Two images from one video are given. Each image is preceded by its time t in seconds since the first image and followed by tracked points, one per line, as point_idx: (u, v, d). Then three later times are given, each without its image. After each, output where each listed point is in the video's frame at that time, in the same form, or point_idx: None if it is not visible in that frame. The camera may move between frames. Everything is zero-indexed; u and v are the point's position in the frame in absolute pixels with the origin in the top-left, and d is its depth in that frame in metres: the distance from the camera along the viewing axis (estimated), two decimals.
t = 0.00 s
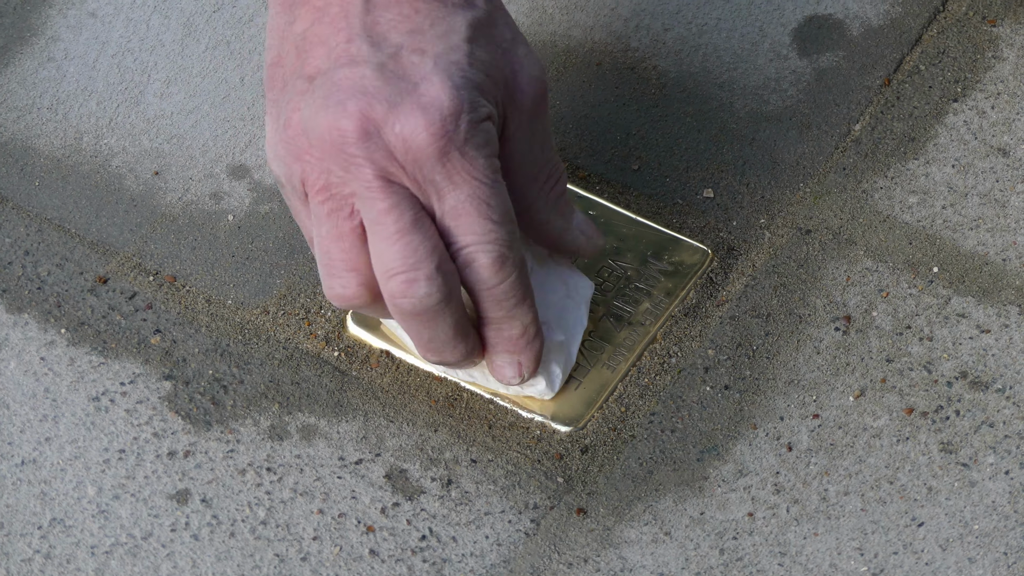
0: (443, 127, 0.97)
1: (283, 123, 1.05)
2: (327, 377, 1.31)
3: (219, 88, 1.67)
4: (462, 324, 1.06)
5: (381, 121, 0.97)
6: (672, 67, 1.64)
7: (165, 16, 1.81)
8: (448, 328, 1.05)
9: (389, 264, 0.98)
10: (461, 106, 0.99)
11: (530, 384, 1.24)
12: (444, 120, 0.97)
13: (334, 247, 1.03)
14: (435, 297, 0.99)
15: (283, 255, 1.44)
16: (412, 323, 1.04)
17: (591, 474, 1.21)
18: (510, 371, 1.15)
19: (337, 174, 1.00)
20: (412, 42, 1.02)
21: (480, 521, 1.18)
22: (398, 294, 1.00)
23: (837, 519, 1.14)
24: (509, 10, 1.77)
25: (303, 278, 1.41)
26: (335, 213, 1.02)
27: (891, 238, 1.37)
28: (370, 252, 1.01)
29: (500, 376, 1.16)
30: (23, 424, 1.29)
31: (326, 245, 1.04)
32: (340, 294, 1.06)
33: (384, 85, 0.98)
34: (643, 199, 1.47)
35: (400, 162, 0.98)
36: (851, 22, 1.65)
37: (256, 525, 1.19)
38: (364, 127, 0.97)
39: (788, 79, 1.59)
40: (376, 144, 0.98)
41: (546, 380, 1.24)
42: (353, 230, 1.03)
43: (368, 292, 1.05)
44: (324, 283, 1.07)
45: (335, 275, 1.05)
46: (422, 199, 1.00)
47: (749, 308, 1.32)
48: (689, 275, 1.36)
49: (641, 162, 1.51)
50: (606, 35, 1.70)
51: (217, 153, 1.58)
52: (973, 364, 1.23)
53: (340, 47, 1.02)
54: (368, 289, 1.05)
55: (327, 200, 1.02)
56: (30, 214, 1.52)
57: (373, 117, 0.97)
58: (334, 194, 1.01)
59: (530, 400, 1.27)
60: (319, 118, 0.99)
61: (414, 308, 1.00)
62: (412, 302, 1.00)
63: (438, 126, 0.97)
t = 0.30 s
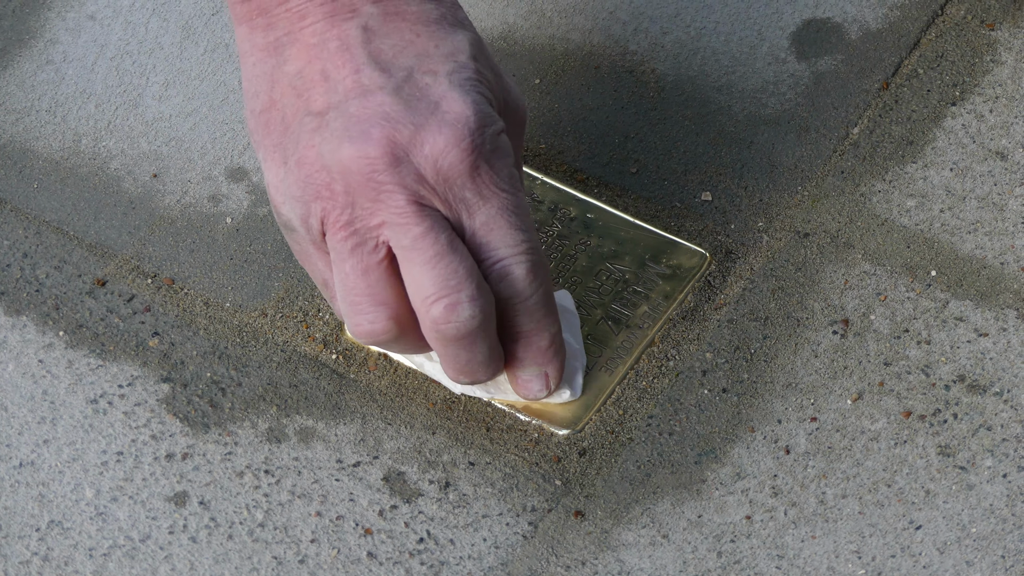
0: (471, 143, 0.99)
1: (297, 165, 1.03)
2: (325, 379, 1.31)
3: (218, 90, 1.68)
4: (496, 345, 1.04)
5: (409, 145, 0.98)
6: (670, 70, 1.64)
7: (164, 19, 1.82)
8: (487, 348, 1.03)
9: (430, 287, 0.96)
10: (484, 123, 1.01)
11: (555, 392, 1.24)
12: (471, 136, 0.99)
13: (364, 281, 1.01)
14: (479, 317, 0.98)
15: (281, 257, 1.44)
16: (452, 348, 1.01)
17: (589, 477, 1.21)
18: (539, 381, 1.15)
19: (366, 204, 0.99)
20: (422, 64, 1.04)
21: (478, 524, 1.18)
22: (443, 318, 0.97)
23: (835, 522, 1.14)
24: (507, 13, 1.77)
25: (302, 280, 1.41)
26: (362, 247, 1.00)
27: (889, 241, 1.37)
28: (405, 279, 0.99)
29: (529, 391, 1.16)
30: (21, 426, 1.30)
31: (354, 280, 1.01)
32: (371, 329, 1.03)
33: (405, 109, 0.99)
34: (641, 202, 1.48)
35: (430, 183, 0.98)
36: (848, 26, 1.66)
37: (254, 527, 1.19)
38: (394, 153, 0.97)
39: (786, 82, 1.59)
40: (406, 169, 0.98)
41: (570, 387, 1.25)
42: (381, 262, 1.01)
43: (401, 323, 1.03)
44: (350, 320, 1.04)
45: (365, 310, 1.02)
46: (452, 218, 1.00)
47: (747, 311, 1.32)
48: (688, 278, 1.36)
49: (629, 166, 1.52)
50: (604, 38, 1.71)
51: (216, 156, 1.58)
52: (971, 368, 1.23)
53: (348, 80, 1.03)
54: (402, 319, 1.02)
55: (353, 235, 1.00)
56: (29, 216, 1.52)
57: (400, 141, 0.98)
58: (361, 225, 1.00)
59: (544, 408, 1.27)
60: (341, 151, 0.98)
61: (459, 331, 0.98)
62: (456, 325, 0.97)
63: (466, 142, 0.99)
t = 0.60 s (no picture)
0: (531, 132, 1.01)
1: (361, 159, 1.06)
2: (325, 381, 1.31)
3: (218, 92, 1.68)
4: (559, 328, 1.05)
5: (470, 134, 1.00)
6: (670, 72, 1.65)
7: (163, 21, 1.82)
8: (550, 334, 1.04)
9: (494, 276, 0.98)
10: (544, 111, 1.03)
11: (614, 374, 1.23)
12: (532, 124, 1.01)
13: (429, 272, 1.02)
14: (543, 304, 0.99)
15: (281, 259, 1.44)
16: (516, 335, 1.02)
17: (589, 479, 1.21)
18: (599, 366, 1.15)
19: (429, 194, 1.01)
20: (481, 55, 1.07)
21: (478, 526, 1.18)
22: (506, 306, 0.98)
23: (834, 524, 1.14)
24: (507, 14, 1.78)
25: (301, 282, 1.42)
26: (427, 237, 1.02)
27: (888, 243, 1.37)
28: (470, 269, 1.01)
29: (588, 372, 1.16)
30: (21, 427, 1.29)
31: (419, 271, 1.03)
32: (437, 319, 1.04)
33: (467, 100, 1.02)
34: (641, 204, 1.48)
35: (492, 172, 1.00)
36: (848, 27, 1.66)
37: (253, 528, 1.19)
38: (456, 143, 1.00)
39: (786, 84, 1.59)
40: (469, 158, 1.00)
41: (629, 369, 1.23)
42: (446, 251, 1.03)
43: (468, 314, 1.04)
44: (419, 310, 1.06)
45: (431, 301, 1.03)
46: (514, 206, 1.02)
47: (747, 313, 1.32)
48: (687, 280, 1.36)
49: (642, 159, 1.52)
50: (604, 40, 1.71)
51: (215, 157, 1.59)
52: (971, 369, 1.23)
53: (408, 73, 1.07)
54: (469, 308, 1.03)
55: (417, 226, 1.03)
56: (28, 217, 1.52)
57: (463, 132, 1.00)
58: (426, 217, 1.02)
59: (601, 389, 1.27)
60: (404, 143, 1.02)
61: (522, 318, 0.99)
62: (520, 313, 0.98)
63: (528, 131, 1.01)
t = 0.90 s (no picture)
0: (586, 51, 1.08)
1: (420, 101, 1.13)
2: (325, 382, 1.31)
3: (217, 94, 1.68)
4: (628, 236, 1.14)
5: (529, 61, 1.07)
6: (670, 73, 1.65)
7: (163, 22, 1.82)
8: (622, 244, 1.12)
9: (567, 195, 1.06)
10: (594, 28, 1.10)
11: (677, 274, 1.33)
12: (586, 42, 1.08)
13: (503, 199, 1.11)
14: (617, 215, 1.07)
15: (281, 260, 1.44)
16: (592, 249, 1.11)
17: (588, 480, 1.21)
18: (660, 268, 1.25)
19: (495, 125, 1.08)
20: None
21: (478, 527, 1.18)
22: (584, 221, 1.06)
23: (834, 525, 1.13)
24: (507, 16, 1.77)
25: (302, 283, 1.42)
26: (497, 166, 1.10)
27: (888, 244, 1.37)
28: (542, 191, 1.09)
29: (654, 274, 1.26)
30: (21, 429, 1.29)
31: (493, 200, 1.11)
32: (516, 244, 1.14)
33: (520, 28, 1.08)
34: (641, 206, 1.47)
35: (553, 94, 1.08)
36: (848, 29, 1.66)
37: (253, 530, 1.19)
38: (518, 71, 1.07)
39: (786, 85, 1.59)
40: (530, 85, 1.07)
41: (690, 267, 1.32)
42: (515, 176, 1.11)
43: (543, 233, 1.13)
44: (495, 239, 1.15)
45: (509, 227, 1.12)
46: (577, 124, 1.10)
47: (747, 314, 1.32)
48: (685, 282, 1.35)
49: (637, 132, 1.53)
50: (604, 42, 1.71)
51: (215, 158, 1.59)
52: (971, 371, 1.23)
53: (454, 11, 1.11)
54: (545, 228, 1.13)
55: (485, 157, 1.10)
56: (28, 219, 1.52)
57: (522, 61, 1.07)
58: (492, 147, 1.10)
59: (666, 291, 1.35)
60: (465, 79, 1.08)
61: (600, 232, 1.07)
62: (597, 227, 1.07)
63: (583, 48, 1.08)
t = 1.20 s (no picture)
0: (476, 18, 1.07)
1: (311, 72, 1.10)
2: (323, 382, 1.31)
3: (216, 93, 1.68)
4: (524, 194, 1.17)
5: (419, 30, 1.05)
6: (668, 73, 1.65)
7: (162, 22, 1.82)
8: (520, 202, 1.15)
9: (467, 157, 1.07)
10: None
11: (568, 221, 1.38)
12: (475, 8, 1.08)
13: (402, 168, 1.09)
14: (515, 171, 1.10)
15: (280, 260, 1.44)
16: (495, 208, 1.13)
17: (587, 479, 1.21)
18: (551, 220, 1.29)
19: (386, 95, 1.07)
20: None
21: (476, 526, 1.18)
22: (485, 180, 1.08)
23: (833, 525, 1.14)
24: (507, 15, 1.77)
25: (300, 282, 1.42)
26: (393, 134, 1.09)
27: (887, 244, 1.37)
28: (441, 155, 1.09)
29: (546, 224, 1.30)
30: (19, 428, 1.29)
31: (391, 169, 1.10)
32: (419, 212, 1.11)
33: None
34: (639, 205, 1.48)
35: (444, 62, 1.07)
36: (847, 29, 1.66)
37: (252, 529, 1.18)
38: (409, 40, 1.05)
39: (785, 85, 1.60)
40: (422, 53, 1.06)
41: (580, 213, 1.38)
42: (409, 145, 1.10)
43: (445, 200, 1.12)
44: (394, 211, 1.13)
45: (410, 194, 1.10)
46: (470, 89, 1.10)
47: (746, 313, 1.32)
48: (684, 284, 1.36)
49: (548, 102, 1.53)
50: (602, 41, 1.71)
51: (214, 158, 1.59)
52: (969, 370, 1.23)
53: None
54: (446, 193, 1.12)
55: (379, 126, 1.09)
56: (27, 218, 1.52)
57: (412, 30, 1.05)
58: (386, 117, 1.09)
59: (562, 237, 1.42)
60: (354, 51, 1.05)
61: (501, 189, 1.09)
62: (498, 184, 1.09)
63: (472, 14, 1.07)
